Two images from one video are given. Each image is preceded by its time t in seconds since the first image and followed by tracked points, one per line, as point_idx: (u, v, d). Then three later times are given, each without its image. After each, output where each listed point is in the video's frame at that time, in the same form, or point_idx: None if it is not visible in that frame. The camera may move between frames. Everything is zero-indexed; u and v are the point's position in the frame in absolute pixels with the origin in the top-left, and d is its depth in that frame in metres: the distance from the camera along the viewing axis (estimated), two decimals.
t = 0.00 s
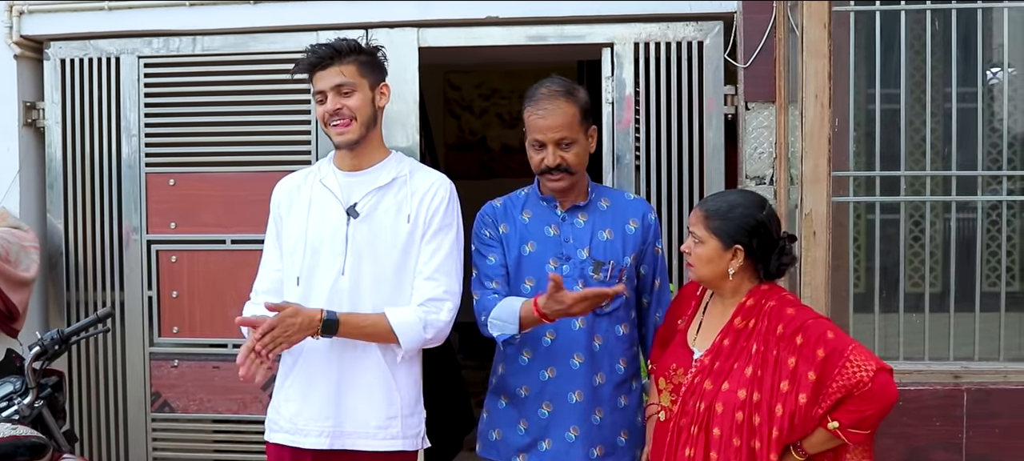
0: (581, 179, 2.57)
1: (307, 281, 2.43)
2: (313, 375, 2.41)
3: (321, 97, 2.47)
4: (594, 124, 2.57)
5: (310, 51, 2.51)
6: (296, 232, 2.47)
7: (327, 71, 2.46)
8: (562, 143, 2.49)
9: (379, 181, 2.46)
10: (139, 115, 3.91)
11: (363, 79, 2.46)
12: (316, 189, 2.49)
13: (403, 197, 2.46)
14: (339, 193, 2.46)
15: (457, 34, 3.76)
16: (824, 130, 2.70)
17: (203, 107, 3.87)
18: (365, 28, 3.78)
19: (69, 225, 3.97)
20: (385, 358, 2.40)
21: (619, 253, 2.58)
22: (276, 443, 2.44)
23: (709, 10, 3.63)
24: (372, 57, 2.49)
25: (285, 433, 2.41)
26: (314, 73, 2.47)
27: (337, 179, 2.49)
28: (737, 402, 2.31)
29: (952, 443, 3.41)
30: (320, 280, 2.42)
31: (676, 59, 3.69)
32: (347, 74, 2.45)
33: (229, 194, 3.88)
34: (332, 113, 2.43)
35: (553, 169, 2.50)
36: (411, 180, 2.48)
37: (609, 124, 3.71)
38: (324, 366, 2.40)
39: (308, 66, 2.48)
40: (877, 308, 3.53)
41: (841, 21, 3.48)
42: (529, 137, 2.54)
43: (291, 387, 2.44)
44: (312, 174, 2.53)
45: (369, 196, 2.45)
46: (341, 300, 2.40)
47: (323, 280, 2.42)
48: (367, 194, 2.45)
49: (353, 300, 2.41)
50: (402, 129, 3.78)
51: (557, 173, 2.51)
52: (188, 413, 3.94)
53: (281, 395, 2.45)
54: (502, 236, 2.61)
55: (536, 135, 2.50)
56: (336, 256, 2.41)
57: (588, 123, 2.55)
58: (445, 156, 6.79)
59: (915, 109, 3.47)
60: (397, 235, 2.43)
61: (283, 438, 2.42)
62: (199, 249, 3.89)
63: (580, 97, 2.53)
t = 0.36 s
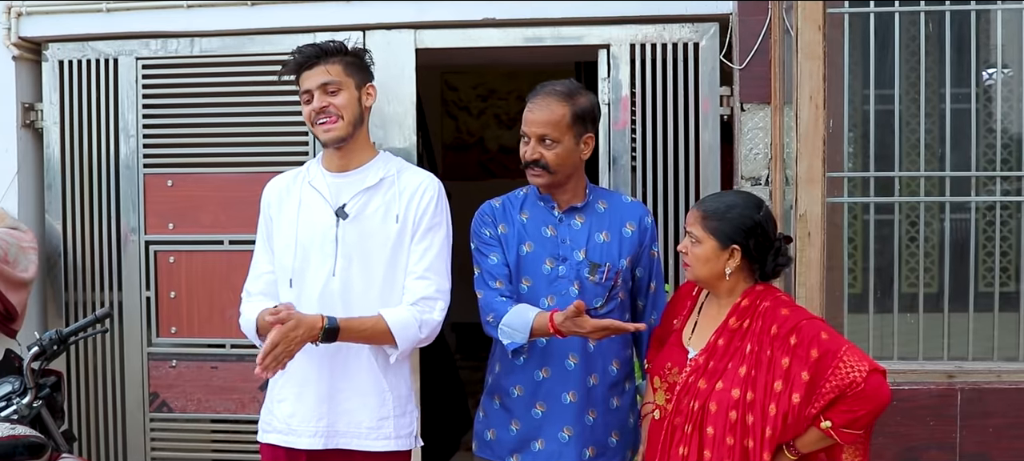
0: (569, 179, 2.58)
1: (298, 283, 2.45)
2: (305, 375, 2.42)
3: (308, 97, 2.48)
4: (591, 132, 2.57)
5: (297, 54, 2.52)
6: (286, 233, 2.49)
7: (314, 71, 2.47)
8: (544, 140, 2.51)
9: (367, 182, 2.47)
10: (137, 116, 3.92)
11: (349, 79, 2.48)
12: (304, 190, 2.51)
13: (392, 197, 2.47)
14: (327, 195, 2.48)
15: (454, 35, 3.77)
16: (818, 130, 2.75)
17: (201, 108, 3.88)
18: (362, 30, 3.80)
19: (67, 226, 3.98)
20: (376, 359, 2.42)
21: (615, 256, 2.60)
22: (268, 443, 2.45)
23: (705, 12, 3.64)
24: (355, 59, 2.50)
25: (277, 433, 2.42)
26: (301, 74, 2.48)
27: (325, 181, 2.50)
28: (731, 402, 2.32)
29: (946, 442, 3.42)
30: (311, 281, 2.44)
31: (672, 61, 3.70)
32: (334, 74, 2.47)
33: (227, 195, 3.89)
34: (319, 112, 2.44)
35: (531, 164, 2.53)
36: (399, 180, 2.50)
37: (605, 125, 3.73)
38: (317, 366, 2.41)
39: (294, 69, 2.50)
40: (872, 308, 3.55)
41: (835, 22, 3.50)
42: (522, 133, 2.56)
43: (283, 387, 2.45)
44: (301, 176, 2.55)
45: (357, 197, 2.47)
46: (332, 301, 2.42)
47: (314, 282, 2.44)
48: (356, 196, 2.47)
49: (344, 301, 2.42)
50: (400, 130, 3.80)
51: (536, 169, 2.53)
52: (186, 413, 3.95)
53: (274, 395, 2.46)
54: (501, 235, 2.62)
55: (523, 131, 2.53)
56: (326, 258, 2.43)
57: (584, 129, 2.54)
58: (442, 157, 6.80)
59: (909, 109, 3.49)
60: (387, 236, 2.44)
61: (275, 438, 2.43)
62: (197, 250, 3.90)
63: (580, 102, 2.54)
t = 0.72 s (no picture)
0: (573, 179, 2.59)
1: (295, 285, 2.46)
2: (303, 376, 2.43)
3: (295, 102, 2.48)
4: (595, 131, 2.59)
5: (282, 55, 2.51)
6: (281, 236, 2.50)
7: (300, 75, 2.47)
8: (548, 139, 2.51)
9: (362, 182, 2.48)
10: (140, 116, 3.93)
11: (335, 81, 2.47)
12: (298, 192, 2.52)
13: (386, 197, 2.48)
14: (322, 196, 2.49)
15: (455, 35, 3.78)
16: (818, 131, 2.76)
17: (203, 109, 3.90)
18: (364, 31, 3.81)
19: (70, 225, 4.00)
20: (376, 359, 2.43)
21: (619, 256, 2.61)
22: (267, 445, 2.46)
23: (706, 13, 3.66)
24: (341, 57, 2.51)
25: (274, 433, 2.44)
26: (286, 79, 2.48)
27: (318, 182, 2.51)
28: (732, 399, 2.34)
29: (946, 441, 3.43)
30: (308, 282, 2.44)
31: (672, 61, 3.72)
32: (320, 77, 2.47)
33: (229, 194, 3.90)
34: (308, 117, 2.45)
35: (535, 163, 2.54)
36: (393, 179, 2.50)
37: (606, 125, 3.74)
38: (318, 366, 2.43)
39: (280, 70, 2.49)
40: (873, 308, 3.56)
41: (836, 23, 3.51)
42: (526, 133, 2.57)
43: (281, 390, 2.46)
44: (294, 178, 2.55)
45: (352, 197, 2.47)
46: (329, 302, 2.42)
47: (310, 283, 2.44)
48: (350, 196, 2.47)
49: (341, 301, 2.42)
50: (401, 130, 3.81)
51: (540, 168, 2.54)
52: (188, 412, 3.97)
53: (271, 396, 2.47)
54: (502, 236, 2.64)
55: (527, 130, 2.54)
56: (322, 258, 2.43)
57: (588, 129, 2.56)
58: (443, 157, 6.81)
59: (910, 110, 3.50)
60: (383, 235, 2.45)
61: (271, 438, 2.45)
62: (200, 249, 3.92)
63: (583, 102, 2.55)
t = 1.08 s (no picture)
0: (580, 177, 2.58)
1: (290, 283, 2.43)
2: (304, 376, 2.42)
3: (286, 102, 2.45)
4: (602, 130, 2.57)
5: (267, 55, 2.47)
6: (273, 234, 2.46)
7: (290, 74, 2.45)
8: (554, 137, 2.50)
9: (354, 178, 2.48)
10: (142, 113, 3.92)
11: (325, 78, 2.46)
12: (289, 190, 2.49)
13: (380, 192, 2.48)
14: (315, 193, 2.47)
15: (459, 32, 3.77)
16: (824, 128, 2.76)
17: (205, 106, 3.88)
18: (367, 27, 3.79)
19: (72, 222, 3.99)
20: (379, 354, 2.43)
21: (625, 255, 2.61)
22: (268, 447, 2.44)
23: (711, 10, 3.64)
24: (327, 53, 2.50)
25: (274, 435, 2.41)
26: (275, 80, 2.45)
27: (310, 179, 2.49)
28: (742, 397, 2.33)
29: (952, 439, 3.43)
30: (305, 280, 2.42)
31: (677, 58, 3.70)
32: (310, 74, 2.45)
33: (232, 191, 3.89)
34: (303, 116, 2.43)
35: (542, 162, 2.53)
36: (385, 174, 2.51)
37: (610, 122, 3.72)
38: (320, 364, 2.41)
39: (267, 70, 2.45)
40: (878, 306, 3.55)
41: (842, 20, 3.50)
42: (532, 131, 2.56)
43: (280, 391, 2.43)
44: (282, 177, 2.53)
45: (346, 192, 2.46)
46: (327, 298, 2.41)
47: (308, 280, 2.42)
48: (344, 192, 2.46)
49: (341, 298, 2.42)
50: (405, 127, 3.80)
51: (547, 166, 2.53)
52: (190, 410, 3.95)
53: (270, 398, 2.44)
54: (506, 238, 2.64)
55: (533, 128, 2.53)
56: (319, 255, 2.42)
57: (595, 127, 2.54)
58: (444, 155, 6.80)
59: (916, 107, 3.49)
60: (379, 230, 2.45)
61: (271, 441, 2.42)
62: (202, 246, 3.90)
63: (590, 100, 2.54)
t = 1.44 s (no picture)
0: (576, 178, 2.57)
1: (283, 282, 2.26)
2: (298, 373, 2.24)
3: (279, 93, 2.31)
4: (598, 130, 2.56)
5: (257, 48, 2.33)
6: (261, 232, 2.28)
7: (285, 65, 2.31)
8: (549, 137, 2.49)
9: (344, 175, 2.35)
10: (144, 114, 3.91)
11: (318, 72, 2.35)
12: (275, 186, 2.32)
13: (371, 187, 2.36)
14: (307, 189, 2.31)
15: (462, 33, 3.76)
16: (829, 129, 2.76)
17: (208, 106, 3.87)
18: (370, 28, 3.79)
19: (74, 224, 3.98)
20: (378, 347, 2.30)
21: (621, 253, 2.59)
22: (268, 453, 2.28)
23: (715, 10, 3.64)
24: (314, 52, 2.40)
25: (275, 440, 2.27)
26: (269, 70, 2.31)
27: (297, 176, 2.33)
28: (751, 398, 2.32)
29: (958, 440, 3.42)
30: (299, 279, 2.26)
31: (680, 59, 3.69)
32: (305, 66, 2.33)
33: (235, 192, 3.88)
34: (300, 106, 2.29)
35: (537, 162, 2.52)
36: (371, 171, 2.40)
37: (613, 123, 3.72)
38: (318, 365, 2.24)
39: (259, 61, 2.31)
40: (883, 307, 3.55)
41: (848, 21, 3.49)
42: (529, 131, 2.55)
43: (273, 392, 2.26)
44: (263, 175, 2.34)
45: (338, 189, 2.33)
46: (325, 297, 2.26)
47: (304, 279, 2.26)
48: (337, 188, 2.33)
49: (338, 297, 2.27)
50: (408, 128, 3.79)
51: (543, 167, 2.52)
52: (193, 412, 3.94)
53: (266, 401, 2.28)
54: (502, 237, 2.62)
55: (529, 128, 2.52)
56: (314, 252, 2.27)
57: (590, 127, 2.53)
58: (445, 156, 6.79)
59: (921, 107, 3.48)
60: (373, 226, 2.33)
61: (273, 446, 2.28)
62: (205, 248, 3.90)
63: (586, 100, 2.53)
